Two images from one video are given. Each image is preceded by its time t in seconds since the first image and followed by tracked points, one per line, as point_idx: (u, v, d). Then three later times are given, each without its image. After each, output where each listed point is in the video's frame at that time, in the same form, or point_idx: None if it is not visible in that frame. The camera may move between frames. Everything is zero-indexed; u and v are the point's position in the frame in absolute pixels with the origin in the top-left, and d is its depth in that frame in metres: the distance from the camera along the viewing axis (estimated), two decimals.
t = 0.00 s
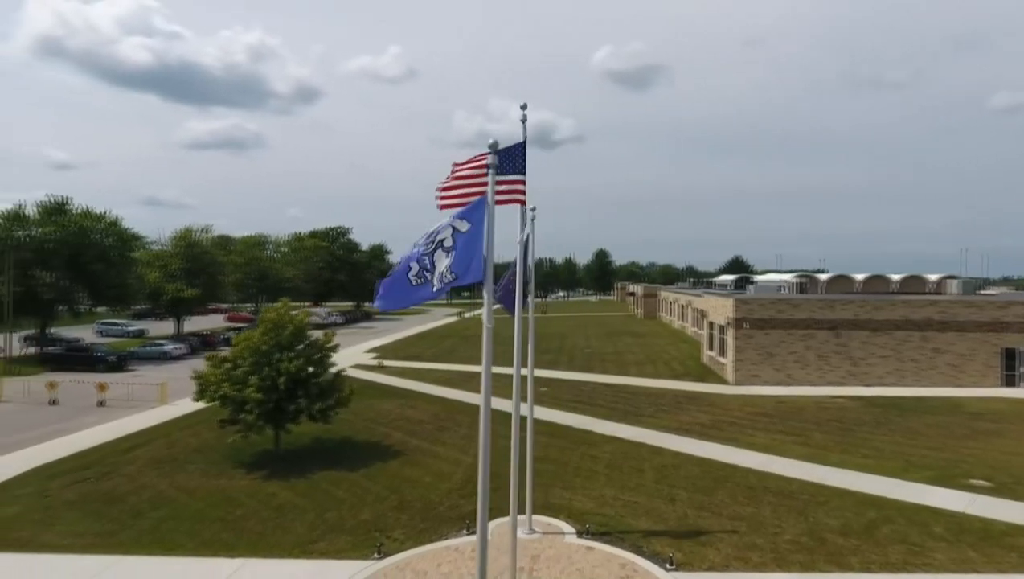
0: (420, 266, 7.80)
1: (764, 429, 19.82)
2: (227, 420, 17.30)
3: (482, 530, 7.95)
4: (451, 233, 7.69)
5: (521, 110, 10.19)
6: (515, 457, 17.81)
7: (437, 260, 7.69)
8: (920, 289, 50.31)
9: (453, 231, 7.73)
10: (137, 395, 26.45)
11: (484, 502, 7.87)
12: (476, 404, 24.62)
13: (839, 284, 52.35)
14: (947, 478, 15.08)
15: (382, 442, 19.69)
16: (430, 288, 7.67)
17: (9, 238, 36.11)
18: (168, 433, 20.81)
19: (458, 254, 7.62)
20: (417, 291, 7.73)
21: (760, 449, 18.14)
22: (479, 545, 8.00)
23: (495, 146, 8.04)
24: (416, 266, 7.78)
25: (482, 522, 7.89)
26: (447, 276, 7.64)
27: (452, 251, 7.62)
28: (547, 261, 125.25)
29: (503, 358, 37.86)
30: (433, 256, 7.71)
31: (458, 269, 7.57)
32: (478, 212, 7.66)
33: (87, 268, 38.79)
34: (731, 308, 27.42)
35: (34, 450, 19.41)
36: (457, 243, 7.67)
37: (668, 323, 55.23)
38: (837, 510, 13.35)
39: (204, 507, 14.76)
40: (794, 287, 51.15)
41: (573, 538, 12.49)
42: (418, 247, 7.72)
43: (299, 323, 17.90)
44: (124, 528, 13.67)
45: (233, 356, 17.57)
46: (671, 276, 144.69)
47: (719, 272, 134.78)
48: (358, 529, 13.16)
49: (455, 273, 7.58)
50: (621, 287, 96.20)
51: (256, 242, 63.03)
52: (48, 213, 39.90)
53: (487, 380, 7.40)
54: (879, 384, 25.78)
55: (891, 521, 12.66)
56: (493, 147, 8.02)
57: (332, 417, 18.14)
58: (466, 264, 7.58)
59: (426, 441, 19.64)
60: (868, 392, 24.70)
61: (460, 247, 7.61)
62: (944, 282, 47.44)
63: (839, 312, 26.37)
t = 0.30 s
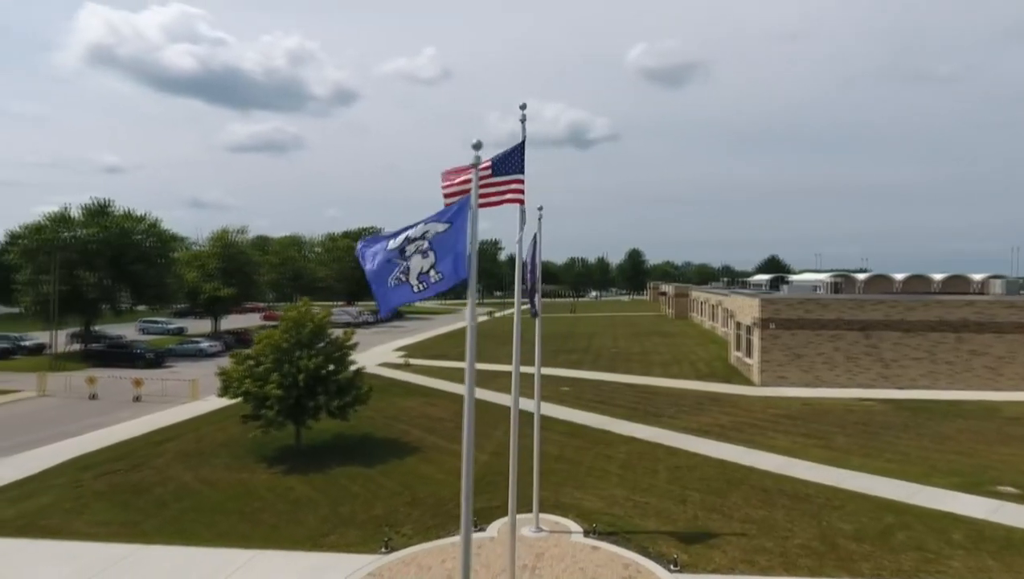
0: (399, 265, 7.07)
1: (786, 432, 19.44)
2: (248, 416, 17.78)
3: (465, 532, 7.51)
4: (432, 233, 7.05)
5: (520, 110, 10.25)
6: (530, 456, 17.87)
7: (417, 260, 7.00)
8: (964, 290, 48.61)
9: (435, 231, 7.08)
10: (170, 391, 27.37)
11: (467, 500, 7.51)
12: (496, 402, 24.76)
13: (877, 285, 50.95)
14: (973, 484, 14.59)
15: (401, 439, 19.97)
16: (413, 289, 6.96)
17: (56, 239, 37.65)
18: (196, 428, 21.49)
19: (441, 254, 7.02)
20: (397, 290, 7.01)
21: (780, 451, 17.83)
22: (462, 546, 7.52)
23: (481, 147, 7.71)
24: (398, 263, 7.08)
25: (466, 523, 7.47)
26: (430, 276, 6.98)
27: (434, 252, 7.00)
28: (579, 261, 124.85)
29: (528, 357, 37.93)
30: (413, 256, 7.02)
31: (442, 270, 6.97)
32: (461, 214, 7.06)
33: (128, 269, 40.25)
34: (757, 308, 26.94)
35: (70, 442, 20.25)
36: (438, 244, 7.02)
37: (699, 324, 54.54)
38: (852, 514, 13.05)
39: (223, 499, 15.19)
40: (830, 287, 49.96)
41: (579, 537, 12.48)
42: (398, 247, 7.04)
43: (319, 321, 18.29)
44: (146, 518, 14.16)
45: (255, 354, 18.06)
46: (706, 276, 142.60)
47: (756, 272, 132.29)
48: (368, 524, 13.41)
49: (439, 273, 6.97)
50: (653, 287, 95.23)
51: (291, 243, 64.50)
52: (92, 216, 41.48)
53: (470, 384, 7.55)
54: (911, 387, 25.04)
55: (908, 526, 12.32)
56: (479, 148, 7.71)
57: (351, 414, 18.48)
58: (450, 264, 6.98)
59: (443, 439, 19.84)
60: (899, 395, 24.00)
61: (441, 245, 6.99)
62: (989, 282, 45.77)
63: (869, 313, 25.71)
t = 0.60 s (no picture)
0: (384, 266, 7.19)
1: (808, 434, 19.06)
2: (271, 411, 18.30)
3: (451, 532, 7.32)
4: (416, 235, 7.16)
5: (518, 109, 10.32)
6: (545, 454, 17.93)
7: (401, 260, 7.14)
8: (1010, 289, 46.75)
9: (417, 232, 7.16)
10: (204, 386, 28.29)
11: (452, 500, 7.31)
12: (517, 400, 24.88)
13: (918, 284, 49.38)
14: (999, 490, 14.10)
15: (420, 436, 20.26)
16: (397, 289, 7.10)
17: (100, 240, 39.16)
18: (224, 422, 22.18)
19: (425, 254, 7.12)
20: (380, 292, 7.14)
21: (800, 454, 17.49)
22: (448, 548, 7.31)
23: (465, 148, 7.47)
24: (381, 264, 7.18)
25: (450, 522, 7.28)
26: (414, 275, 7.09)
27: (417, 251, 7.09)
28: (613, 260, 124.09)
29: (554, 357, 37.94)
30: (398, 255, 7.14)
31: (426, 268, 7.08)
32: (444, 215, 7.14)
33: (168, 269, 41.86)
34: (783, 308, 26.43)
35: (106, 434, 21.12)
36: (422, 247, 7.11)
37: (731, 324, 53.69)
38: (867, 519, 12.74)
39: (243, 492, 15.62)
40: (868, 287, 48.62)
41: (586, 536, 12.48)
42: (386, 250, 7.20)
43: (338, 319, 18.68)
44: (170, 509, 14.70)
45: (277, 351, 18.56)
46: (744, 276, 139.89)
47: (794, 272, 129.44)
48: (380, 518, 13.65)
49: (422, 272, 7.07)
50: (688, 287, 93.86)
51: (325, 243, 65.83)
52: (133, 218, 43.05)
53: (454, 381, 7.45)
54: (945, 390, 24.28)
55: (925, 533, 11.98)
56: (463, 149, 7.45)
57: (370, 410, 18.85)
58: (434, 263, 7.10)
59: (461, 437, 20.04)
60: (932, 398, 23.30)
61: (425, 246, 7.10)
62: None
63: (902, 313, 25.01)
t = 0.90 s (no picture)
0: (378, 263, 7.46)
1: (834, 437, 18.64)
2: (295, 407, 18.79)
3: (439, 532, 7.39)
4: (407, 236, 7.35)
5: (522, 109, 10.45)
6: (562, 454, 18.00)
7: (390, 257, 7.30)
8: None
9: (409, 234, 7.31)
10: (239, 383, 29.22)
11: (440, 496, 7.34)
12: (540, 399, 25.00)
13: (965, 284, 47.60)
14: None
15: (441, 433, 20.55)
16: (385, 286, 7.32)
17: (144, 241, 40.73)
18: (255, 417, 22.91)
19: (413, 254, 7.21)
20: (375, 291, 7.44)
21: (823, 457, 17.13)
22: (436, 544, 7.33)
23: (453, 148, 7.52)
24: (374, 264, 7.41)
25: (438, 521, 7.35)
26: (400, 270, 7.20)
27: (405, 250, 7.16)
28: (649, 260, 122.89)
29: (583, 356, 37.88)
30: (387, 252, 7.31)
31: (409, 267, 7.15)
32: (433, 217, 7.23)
33: (207, 269, 43.32)
34: (814, 309, 25.87)
35: (143, 428, 21.98)
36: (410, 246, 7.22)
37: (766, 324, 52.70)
38: (886, 524, 12.42)
39: (265, 486, 16.09)
40: (910, 287, 47.12)
41: (594, 535, 12.49)
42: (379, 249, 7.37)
43: (360, 318, 19.09)
44: (196, 500, 15.25)
45: (302, 348, 19.04)
46: (785, 276, 136.63)
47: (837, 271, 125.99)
48: (394, 513, 13.93)
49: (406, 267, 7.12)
50: (725, 287, 92.19)
51: (361, 243, 67.04)
52: (175, 219, 44.64)
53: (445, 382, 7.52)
54: (985, 394, 23.44)
55: (946, 540, 11.63)
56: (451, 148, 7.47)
57: (390, 407, 19.21)
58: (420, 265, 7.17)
59: (482, 434, 20.26)
60: (969, 401, 22.52)
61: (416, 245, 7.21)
62: None
63: (938, 314, 24.23)
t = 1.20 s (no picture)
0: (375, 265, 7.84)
1: (859, 440, 18.20)
2: (318, 403, 19.25)
3: (427, 525, 7.47)
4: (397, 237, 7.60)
5: (524, 110, 10.57)
6: (579, 452, 18.02)
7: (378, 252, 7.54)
8: None
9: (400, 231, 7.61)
10: (271, 379, 30.05)
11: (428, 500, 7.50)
12: (563, 398, 25.01)
13: (1013, 284, 45.72)
14: None
15: (461, 430, 20.78)
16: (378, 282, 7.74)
17: (184, 241, 42.19)
18: (282, 412, 23.55)
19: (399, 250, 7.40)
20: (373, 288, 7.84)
21: (846, 460, 16.75)
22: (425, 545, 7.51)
23: (443, 148, 7.61)
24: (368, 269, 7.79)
25: (426, 513, 7.47)
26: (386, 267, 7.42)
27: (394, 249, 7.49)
28: (684, 260, 121.31)
29: (610, 356, 37.70)
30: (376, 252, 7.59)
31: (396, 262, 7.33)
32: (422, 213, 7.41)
33: (244, 269, 44.60)
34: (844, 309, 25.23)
35: (176, 421, 22.81)
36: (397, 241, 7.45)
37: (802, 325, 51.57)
38: (903, 530, 12.12)
39: (286, 479, 16.53)
40: (954, 287, 45.48)
41: (602, 533, 12.51)
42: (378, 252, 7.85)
43: (381, 316, 19.48)
44: (220, 491, 15.79)
45: (324, 346, 19.49)
46: (826, 276, 133.06)
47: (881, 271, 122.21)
48: (407, 507, 14.19)
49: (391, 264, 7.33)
50: (762, 287, 90.39)
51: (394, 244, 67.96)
52: (214, 220, 46.04)
53: (433, 376, 7.65)
54: None
55: (964, 547, 11.29)
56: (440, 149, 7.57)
57: (409, 405, 19.57)
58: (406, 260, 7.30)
59: (501, 432, 20.42)
60: (1008, 405, 21.70)
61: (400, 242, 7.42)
62: None
63: (976, 315, 23.41)
